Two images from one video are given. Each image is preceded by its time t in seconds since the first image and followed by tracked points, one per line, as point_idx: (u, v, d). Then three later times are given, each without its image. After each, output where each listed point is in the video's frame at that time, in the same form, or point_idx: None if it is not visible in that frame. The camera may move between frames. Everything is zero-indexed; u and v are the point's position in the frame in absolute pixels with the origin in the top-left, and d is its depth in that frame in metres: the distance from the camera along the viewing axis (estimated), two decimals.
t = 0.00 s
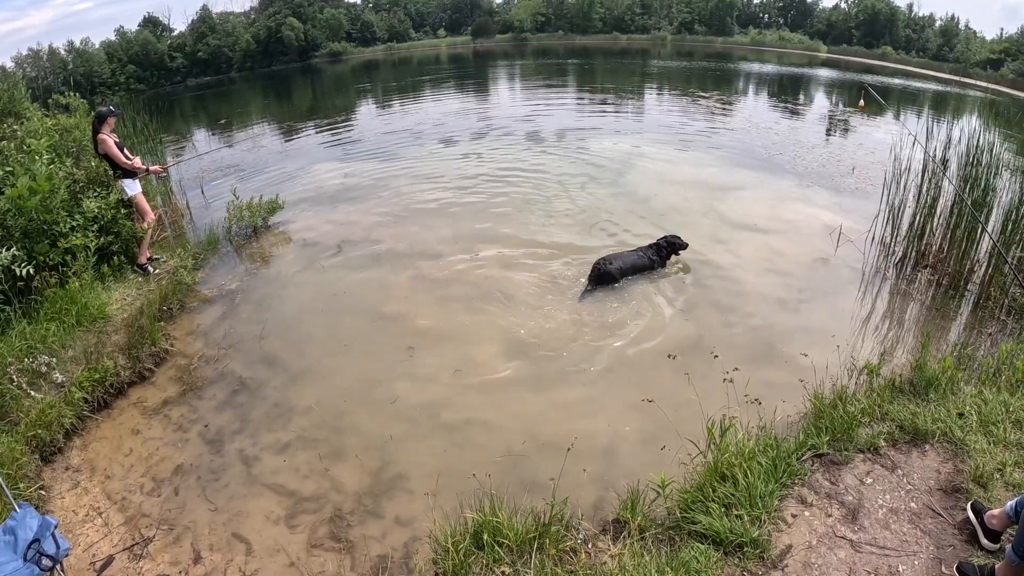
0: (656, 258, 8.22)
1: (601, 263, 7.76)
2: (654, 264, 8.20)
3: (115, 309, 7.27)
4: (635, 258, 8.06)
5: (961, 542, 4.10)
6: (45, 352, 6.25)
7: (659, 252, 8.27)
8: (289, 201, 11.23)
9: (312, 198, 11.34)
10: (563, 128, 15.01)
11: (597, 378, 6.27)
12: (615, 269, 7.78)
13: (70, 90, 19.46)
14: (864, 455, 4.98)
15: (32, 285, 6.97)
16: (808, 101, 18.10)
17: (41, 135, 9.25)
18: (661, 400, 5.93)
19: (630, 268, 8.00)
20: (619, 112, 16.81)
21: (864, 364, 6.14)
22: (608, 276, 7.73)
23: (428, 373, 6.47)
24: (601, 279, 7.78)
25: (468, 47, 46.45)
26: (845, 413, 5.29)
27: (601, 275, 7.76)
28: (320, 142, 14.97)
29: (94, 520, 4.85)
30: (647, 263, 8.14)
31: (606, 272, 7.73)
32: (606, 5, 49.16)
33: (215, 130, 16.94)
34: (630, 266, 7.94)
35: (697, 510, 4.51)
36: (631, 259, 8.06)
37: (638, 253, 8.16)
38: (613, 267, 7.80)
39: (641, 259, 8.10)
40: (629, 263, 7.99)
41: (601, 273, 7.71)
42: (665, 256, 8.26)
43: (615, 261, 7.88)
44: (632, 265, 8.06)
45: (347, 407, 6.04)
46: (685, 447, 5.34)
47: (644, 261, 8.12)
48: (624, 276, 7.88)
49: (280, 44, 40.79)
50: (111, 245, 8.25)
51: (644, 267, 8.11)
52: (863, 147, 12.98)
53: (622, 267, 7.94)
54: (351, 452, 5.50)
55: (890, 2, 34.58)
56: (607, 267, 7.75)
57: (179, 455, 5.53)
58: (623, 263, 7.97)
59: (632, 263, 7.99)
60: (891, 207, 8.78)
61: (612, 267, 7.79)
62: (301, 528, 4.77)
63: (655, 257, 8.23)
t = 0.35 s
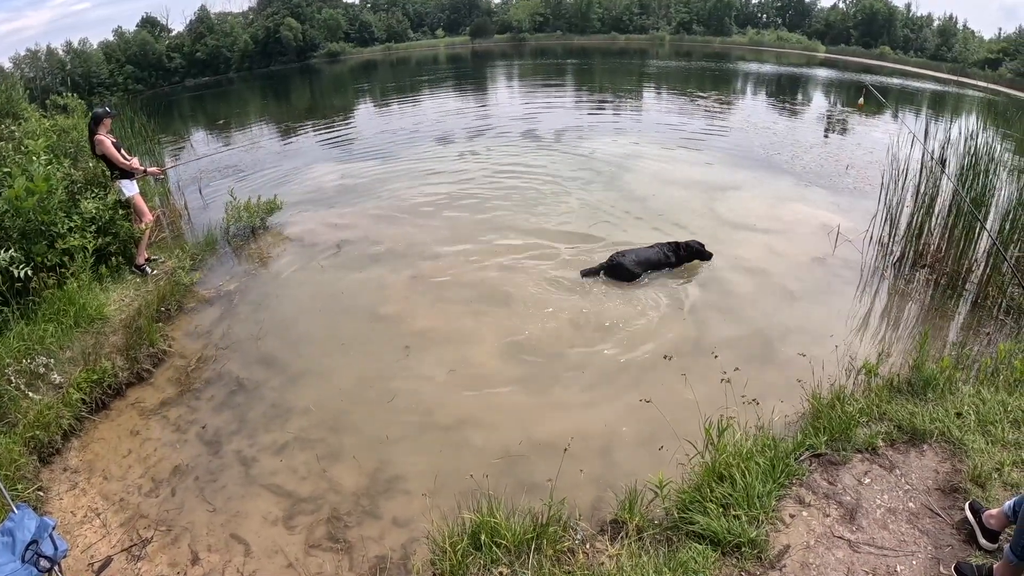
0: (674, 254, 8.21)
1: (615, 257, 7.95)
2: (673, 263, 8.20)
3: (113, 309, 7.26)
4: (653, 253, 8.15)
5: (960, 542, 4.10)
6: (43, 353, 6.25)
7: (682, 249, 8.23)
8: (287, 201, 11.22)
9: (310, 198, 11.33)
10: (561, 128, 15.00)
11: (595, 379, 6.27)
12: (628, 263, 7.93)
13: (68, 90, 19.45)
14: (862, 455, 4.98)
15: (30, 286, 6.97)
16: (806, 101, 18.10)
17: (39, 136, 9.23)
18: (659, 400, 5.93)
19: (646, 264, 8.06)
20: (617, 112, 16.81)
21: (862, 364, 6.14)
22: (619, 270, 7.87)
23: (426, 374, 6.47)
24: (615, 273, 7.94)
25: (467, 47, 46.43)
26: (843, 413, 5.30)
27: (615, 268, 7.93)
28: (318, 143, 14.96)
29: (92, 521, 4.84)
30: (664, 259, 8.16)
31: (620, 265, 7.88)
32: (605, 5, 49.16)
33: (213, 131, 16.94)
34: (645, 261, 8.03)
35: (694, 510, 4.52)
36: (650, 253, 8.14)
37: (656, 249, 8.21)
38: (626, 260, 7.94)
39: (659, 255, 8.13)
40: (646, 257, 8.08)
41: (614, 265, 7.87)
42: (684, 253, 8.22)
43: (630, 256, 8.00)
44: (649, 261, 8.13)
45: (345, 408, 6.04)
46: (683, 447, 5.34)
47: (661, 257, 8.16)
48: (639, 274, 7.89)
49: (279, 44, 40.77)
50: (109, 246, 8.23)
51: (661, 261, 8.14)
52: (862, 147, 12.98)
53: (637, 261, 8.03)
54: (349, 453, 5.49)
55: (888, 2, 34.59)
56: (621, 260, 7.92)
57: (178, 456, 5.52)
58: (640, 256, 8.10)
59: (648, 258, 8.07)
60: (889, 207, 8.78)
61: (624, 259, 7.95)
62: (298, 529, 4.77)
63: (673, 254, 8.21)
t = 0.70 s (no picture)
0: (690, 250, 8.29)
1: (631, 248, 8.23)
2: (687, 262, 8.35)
3: (110, 310, 7.25)
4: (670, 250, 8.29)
5: (957, 540, 4.11)
6: (40, 353, 6.23)
7: (700, 246, 8.25)
8: (283, 202, 11.20)
9: (307, 198, 11.32)
10: (558, 128, 15.00)
11: (593, 378, 6.28)
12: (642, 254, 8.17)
13: (65, 91, 19.40)
14: (859, 454, 4.99)
15: (26, 286, 6.95)
16: (802, 101, 18.13)
17: (35, 136, 9.20)
18: (655, 400, 5.94)
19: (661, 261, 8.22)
20: (613, 112, 16.82)
21: (859, 363, 6.15)
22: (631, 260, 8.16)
23: (423, 374, 6.47)
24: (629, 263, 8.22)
25: (464, 47, 46.41)
26: (840, 412, 5.31)
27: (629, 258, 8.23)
28: (314, 143, 14.94)
29: (89, 522, 4.83)
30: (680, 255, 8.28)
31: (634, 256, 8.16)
32: (602, 4, 49.15)
33: (210, 131, 16.92)
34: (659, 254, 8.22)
35: (692, 509, 4.52)
36: (668, 248, 8.29)
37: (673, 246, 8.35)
38: (641, 252, 8.17)
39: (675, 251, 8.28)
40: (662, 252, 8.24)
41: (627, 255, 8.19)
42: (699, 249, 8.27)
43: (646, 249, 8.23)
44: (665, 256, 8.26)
45: (342, 408, 6.04)
46: (679, 446, 5.35)
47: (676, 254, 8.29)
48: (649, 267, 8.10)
49: (275, 44, 40.70)
50: (105, 246, 8.22)
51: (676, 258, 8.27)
52: (859, 147, 13.00)
53: (652, 255, 8.20)
54: (347, 453, 5.49)
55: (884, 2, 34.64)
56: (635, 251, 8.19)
57: (175, 457, 5.52)
58: (657, 250, 8.27)
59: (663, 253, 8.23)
60: (886, 206, 8.80)
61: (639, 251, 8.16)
62: (296, 530, 4.77)
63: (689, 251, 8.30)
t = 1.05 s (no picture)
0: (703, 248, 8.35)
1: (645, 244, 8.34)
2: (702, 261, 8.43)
3: (104, 310, 7.22)
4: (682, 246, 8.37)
5: (952, 537, 4.13)
6: (34, 354, 6.20)
7: (714, 244, 8.32)
8: (278, 201, 11.16)
9: (302, 197, 11.29)
10: (553, 127, 14.99)
11: (589, 376, 6.27)
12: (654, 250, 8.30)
13: (57, 89, 19.23)
14: (855, 451, 5.01)
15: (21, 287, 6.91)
16: (796, 99, 18.17)
17: (28, 135, 9.14)
18: (651, 397, 5.94)
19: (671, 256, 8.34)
20: (608, 110, 16.81)
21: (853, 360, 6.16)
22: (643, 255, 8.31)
23: (418, 372, 6.46)
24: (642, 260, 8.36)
25: (459, 45, 46.31)
26: (835, 409, 5.32)
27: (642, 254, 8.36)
28: (309, 142, 14.90)
29: (85, 522, 4.81)
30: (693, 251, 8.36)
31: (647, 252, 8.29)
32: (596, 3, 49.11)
33: (204, 130, 16.84)
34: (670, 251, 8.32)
35: (688, 507, 4.53)
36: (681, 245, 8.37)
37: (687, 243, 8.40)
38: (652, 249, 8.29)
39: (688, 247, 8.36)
40: (675, 248, 8.35)
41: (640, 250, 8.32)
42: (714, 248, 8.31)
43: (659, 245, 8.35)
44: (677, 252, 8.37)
45: (338, 407, 6.03)
46: (675, 444, 5.36)
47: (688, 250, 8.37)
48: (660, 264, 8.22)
49: (270, 42, 40.48)
50: (99, 246, 8.17)
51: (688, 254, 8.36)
52: (853, 145, 13.03)
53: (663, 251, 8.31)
54: (343, 452, 5.48)
55: None
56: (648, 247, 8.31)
57: (171, 457, 5.50)
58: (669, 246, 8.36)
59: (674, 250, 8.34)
60: (880, 204, 8.81)
61: (651, 247, 8.29)
62: (293, 529, 4.76)
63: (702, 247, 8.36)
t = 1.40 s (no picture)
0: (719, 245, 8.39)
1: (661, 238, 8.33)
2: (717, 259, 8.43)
3: (97, 308, 7.19)
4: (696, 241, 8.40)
5: (944, 530, 4.15)
6: (27, 353, 6.17)
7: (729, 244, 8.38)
8: (272, 198, 11.12)
9: (295, 194, 11.25)
10: (546, 123, 14.97)
11: (584, 372, 6.28)
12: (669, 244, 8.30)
13: (47, 87, 19.08)
14: (848, 445, 5.03)
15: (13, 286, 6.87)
16: (790, 95, 18.21)
17: (20, 133, 9.08)
18: (645, 393, 5.95)
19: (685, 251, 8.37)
20: (602, 106, 16.80)
21: (846, 355, 6.19)
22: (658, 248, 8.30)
23: (413, 369, 6.45)
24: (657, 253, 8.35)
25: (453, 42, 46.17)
26: (828, 404, 5.34)
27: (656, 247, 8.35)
28: (302, 138, 14.84)
29: (80, 522, 4.80)
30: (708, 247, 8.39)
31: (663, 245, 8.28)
32: None
33: (197, 127, 16.75)
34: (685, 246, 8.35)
35: (682, 501, 4.55)
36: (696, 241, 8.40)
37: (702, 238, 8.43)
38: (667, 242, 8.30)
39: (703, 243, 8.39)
40: (690, 243, 8.38)
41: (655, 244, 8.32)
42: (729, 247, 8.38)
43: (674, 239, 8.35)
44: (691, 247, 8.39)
45: (332, 404, 6.02)
46: (669, 439, 5.37)
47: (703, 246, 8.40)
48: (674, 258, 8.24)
49: (262, 39, 40.26)
50: (92, 245, 8.13)
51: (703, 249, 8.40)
52: (846, 141, 13.07)
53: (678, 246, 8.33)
54: (337, 449, 5.48)
55: None
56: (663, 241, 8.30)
57: (165, 456, 5.48)
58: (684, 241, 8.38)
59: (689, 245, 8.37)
60: (873, 200, 8.83)
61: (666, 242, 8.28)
62: (288, 527, 4.76)
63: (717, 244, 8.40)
